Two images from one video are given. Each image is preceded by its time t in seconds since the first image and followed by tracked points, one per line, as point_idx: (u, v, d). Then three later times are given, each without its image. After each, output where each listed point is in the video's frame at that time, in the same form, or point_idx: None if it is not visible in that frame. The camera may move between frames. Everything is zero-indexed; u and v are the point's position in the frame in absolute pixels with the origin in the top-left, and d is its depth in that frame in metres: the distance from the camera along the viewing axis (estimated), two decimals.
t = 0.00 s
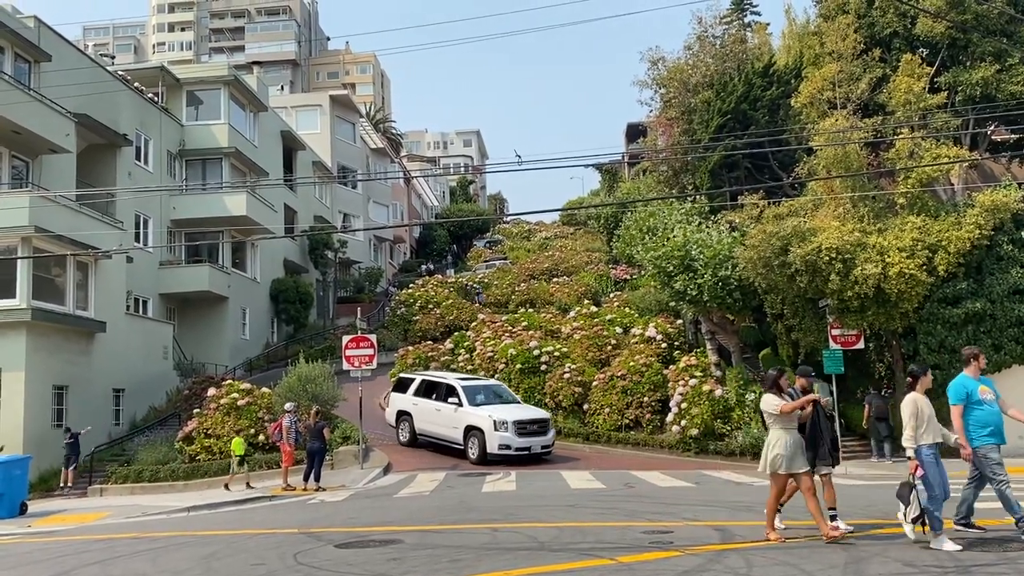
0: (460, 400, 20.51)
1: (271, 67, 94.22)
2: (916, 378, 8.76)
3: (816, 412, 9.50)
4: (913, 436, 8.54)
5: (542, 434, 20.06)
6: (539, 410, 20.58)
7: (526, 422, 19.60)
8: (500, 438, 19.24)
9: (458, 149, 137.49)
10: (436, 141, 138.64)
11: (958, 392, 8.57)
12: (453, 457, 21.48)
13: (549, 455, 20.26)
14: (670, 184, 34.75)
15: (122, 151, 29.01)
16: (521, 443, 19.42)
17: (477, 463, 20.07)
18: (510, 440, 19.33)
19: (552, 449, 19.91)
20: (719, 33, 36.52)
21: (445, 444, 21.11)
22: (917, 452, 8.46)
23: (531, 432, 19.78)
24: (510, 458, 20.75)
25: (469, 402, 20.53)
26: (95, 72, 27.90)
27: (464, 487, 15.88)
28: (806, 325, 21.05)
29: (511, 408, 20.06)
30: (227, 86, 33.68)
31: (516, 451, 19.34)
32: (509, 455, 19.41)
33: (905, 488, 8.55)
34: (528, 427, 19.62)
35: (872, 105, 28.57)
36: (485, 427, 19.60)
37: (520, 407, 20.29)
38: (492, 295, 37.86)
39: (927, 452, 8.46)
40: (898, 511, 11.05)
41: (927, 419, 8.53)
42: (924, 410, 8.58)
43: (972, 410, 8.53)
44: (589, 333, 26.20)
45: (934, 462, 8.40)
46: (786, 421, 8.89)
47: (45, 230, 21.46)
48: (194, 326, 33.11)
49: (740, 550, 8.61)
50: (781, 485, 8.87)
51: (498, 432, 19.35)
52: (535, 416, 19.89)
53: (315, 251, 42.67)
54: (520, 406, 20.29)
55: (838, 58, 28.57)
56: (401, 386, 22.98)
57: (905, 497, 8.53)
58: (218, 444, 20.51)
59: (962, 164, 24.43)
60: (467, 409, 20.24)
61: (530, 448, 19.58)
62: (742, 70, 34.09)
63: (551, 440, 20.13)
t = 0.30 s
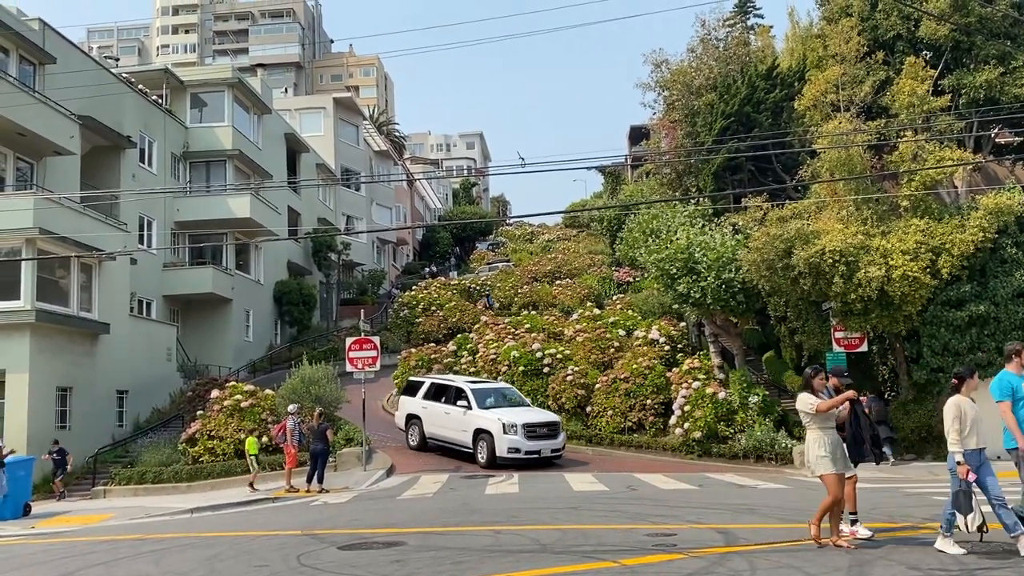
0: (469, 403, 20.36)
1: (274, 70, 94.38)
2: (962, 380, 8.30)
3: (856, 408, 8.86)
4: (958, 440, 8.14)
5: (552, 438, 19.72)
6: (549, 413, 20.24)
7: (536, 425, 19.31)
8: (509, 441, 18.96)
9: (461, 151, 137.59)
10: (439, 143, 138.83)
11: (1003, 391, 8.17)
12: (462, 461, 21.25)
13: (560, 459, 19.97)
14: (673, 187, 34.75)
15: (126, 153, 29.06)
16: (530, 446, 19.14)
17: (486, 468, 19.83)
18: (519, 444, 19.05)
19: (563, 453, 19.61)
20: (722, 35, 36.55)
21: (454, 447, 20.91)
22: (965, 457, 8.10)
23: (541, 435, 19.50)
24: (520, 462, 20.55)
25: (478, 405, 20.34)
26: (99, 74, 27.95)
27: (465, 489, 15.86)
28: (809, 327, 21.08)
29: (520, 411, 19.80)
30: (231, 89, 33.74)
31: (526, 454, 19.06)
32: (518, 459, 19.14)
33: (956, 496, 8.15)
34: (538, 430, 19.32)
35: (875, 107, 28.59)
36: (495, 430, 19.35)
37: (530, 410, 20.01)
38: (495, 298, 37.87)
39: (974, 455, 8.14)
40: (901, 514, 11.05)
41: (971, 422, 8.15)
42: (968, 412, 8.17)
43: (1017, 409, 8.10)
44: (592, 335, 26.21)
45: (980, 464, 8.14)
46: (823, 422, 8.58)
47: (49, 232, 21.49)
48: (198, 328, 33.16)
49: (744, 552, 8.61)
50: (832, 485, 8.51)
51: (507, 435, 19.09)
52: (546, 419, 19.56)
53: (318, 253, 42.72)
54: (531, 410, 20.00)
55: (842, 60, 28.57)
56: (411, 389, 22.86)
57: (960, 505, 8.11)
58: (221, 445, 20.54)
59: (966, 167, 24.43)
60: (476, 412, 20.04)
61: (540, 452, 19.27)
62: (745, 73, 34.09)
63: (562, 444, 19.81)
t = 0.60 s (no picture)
0: (478, 407, 20.29)
1: (279, 72, 94.55)
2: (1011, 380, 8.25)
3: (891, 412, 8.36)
4: (1006, 442, 8.10)
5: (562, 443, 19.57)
6: (560, 417, 20.15)
7: (544, 429, 19.17)
8: (517, 445, 18.81)
9: (464, 154, 137.71)
10: (443, 146, 138.99)
11: None
12: (471, 466, 21.11)
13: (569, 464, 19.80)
14: (677, 190, 34.74)
15: (130, 155, 29.11)
16: (538, 451, 18.98)
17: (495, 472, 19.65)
18: (527, 448, 18.90)
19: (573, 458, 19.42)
20: (726, 39, 36.58)
21: (462, 452, 20.83)
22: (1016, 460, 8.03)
23: (551, 439, 19.35)
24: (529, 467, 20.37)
25: (486, 409, 20.24)
26: (104, 76, 28.02)
27: (467, 492, 15.84)
28: (813, 331, 21.04)
29: (529, 415, 19.68)
30: (235, 91, 33.80)
31: (534, 459, 18.89)
32: (527, 463, 18.98)
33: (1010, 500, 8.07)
34: (547, 434, 19.18)
35: (880, 111, 28.59)
36: (503, 435, 19.21)
37: (541, 415, 19.88)
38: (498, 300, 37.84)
39: None
40: (904, 519, 11.03)
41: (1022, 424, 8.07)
42: (1017, 414, 8.11)
43: None
44: (595, 338, 26.21)
45: None
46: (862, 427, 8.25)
47: (53, 233, 21.52)
48: (201, 329, 33.18)
49: (747, 556, 8.59)
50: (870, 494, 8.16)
51: (515, 439, 18.95)
52: (555, 424, 19.44)
53: (321, 255, 42.72)
54: (540, 414, 19.86)
55: (846, 64, 28.57)
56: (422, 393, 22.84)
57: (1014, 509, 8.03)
58: (224, 447, 20.53)
59: (970, 171, 24.40)
60: (484, 416, 19.94)
61: (549, 457, 19.10)
62: (749, 76, 34.11)
63: (572, 449, 19.66)
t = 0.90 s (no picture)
0: (485, 411, 20.25)
1: (283, 74, 94.64)
2: None
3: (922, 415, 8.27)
4: None
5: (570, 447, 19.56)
6: (569, 422, 20.13)
7: (551, 434, 19.14)
8: (523, 450, 18.79)
9: (467, 156, 137.79)
10: (447, 148, 139.14)
11: None
12: (479, 471, 21.09)
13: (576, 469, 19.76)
14: (680, 194, 34.73)
15: (133, 156, 29.16)
16: (545, 456, 18.96)
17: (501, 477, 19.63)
18: (534, 453, 18.89)
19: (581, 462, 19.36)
20: (730, 42, 36.57)
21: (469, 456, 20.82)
22: None
23: (558, 444, 19.31)
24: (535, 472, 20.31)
25: (494, 413, 20.22)
26: (108, 77, 28.07)
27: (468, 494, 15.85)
28: (816, 335, 20.96)
29: (535, 419, 19.66)
30: (239, 92, 33.84)
31: (541, 464, 18.86)
32: (534, 468, 18.97)
33: None
34: (555, 439, 19.16)
35: (883, 115, 28.59)
36: (510, 439, 19.19)
37: (549, 419, 19.85)
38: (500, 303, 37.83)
39: None
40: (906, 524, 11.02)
41: None
42: None
43: None
44: (597, 341, 26.21)
45: None
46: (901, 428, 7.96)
47: (57, 234, 21.55)
48: (204, 330, 33.23)
49: (749, 561, 8.57)
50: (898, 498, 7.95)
51: (522, 444, 18.94)
52: (563, 428, 19.40)
53: (325, 257, 42.77)
54: (548, 418, 19.82)
55: (850, 68, 28.57)
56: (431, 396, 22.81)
57: None
58: (226, 448, 20.54)
59: (974, 176, 24.39)
60: (491, 420, 19.92)
61: (556, 462, 19.07)
62: (753, 80, 34.12)
63: (580, 454, 19.62)
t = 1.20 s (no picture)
0: (491, 414, 20.20)
1: (286, 75, 94.71)
2: None
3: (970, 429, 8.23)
4: None
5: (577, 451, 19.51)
6: (576, 425, 20.08)
7: (557, 437, 19.09)
8: (528, 454, 18.75)
9: (470, 158, 137.79)
10: (449, 150, 139.19)
11: None
12: (485, 475, 21.02)
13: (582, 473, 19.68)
14: (683, 197, 34.72)
15: (137, 155, 29.21)
16: (550, 459, 18.90)
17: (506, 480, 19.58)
18: (539, 457, 18.83)
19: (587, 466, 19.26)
20: (733, 46, 36.55)
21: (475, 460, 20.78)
22: None
23: (565, 448, 19.24)
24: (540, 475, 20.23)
25: (500, 416, 20.17)
26: (112, 76, 28.12)
27: (468, 496, 15.84)
28: (817, 339, 20.95)
29: (540, 423, 19.63)
30: (243, 93, 33.87)
31: (546, 468, 18.80)
32: (539, 472, 18.91)
33: None
34: (561, 443, 19.09)
35: (886, 119, 28.57)
36: (514, 442, 19.15)
37: (556, 423, 19.79)
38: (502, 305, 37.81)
39: None
40: (907, 529, 11.00)
41: None
42: None
43: None
44: (599, 343, 26.18)
45: None
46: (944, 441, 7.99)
47: (60, 233, 21.58)
48: (206, 330, 33.24)
49: (749, 565, 8.56)
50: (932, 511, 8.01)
51: (527, 447, 18.89)
52: (569, 432, 19.31)
53: (327, 258, 42.78)
54: (555, 422, 19.76)
55: (853, 72, 28.56)
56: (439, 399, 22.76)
57: None
58: (226, 448, 20.52)
59: (977, 181, 24.35)
60: (496, 424, 19.88)
61: (562, 466, 18.98)
62: (756, 84, 34.12)
63: (587, 459, 19.55)
